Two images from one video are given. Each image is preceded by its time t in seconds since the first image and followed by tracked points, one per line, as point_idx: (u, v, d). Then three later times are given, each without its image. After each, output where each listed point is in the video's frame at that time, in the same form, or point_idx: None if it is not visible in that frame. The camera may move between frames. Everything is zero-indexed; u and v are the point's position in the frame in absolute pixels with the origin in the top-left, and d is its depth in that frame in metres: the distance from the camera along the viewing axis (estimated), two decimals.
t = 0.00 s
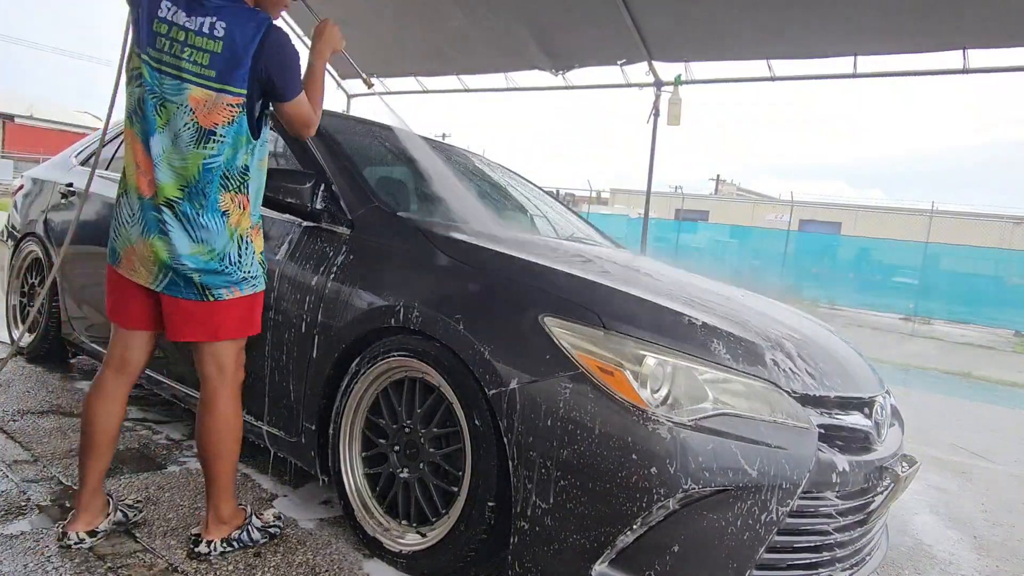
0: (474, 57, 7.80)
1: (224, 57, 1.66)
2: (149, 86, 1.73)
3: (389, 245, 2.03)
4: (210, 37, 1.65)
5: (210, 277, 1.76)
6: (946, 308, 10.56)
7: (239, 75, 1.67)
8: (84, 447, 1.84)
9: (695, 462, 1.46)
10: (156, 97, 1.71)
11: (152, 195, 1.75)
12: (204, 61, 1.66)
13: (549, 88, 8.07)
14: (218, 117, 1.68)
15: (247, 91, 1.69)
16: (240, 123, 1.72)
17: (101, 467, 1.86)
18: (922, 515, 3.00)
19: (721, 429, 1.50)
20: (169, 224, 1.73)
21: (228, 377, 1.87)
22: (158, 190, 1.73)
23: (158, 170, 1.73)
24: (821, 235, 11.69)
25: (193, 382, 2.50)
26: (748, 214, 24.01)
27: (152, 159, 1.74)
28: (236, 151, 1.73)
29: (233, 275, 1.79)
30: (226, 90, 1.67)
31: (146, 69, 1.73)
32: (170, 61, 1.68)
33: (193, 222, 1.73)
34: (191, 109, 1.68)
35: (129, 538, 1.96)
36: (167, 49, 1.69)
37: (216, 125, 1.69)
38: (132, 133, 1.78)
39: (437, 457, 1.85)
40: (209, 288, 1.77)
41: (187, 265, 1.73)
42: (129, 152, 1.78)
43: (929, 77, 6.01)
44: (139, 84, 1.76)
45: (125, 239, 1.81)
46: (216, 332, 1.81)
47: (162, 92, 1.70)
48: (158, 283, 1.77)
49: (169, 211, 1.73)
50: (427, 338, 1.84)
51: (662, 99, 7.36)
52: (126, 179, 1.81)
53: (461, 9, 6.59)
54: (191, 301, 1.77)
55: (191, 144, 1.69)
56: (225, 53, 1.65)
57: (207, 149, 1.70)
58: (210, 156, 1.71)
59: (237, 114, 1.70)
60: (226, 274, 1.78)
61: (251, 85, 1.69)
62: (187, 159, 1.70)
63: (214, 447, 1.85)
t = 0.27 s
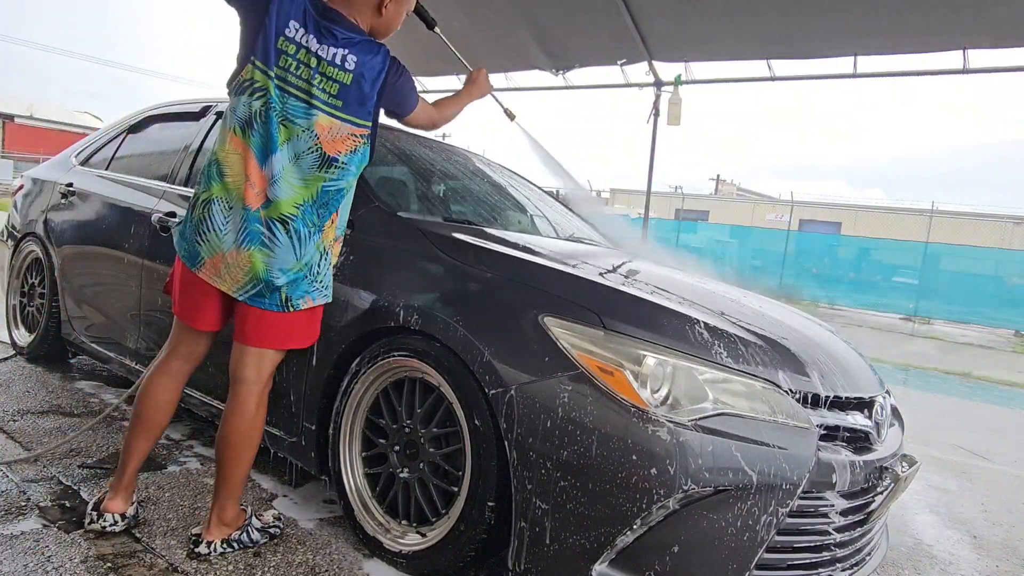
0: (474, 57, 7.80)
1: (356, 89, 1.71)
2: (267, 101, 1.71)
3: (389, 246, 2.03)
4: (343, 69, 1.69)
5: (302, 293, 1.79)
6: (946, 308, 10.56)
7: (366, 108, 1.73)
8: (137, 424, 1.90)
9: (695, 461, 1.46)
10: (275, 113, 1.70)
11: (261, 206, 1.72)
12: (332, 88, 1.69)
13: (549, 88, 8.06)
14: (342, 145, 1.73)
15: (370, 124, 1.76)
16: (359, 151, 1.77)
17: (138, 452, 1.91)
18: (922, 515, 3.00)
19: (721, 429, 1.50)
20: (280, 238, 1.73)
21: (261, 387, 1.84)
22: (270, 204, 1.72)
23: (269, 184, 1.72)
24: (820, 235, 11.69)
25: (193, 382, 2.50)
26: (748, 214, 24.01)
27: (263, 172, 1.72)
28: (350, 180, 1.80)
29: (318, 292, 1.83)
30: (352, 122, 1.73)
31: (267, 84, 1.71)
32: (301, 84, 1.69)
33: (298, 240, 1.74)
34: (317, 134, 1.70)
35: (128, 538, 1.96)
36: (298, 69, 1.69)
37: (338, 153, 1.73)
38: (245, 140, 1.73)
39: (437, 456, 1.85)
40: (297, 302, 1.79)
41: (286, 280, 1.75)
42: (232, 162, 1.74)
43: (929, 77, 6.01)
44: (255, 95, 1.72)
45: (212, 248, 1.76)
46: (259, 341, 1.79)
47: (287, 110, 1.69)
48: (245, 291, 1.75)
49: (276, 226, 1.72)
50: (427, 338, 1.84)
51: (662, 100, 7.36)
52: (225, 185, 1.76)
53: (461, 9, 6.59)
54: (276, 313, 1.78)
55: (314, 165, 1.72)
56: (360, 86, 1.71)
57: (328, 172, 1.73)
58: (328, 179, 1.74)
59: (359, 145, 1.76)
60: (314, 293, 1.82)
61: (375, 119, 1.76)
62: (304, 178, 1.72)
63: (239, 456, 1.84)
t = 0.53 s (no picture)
0: (474, 57, 7.81)
1: (266, 66, 1.62)
2: (192, 88, 1.70)
3: (389, 245, 2.03)
4: (252, 45, 1.62)
5: (253, 284, 1.73)
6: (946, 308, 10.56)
7: (280, 86, 1.63)
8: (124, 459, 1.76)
9: (695, 461, 1.46)
10: (199, 100, 1.69)
11: (202, 195, 1.70)
12: (245, 66, 1.63)
13: (549, 88, 8.06)
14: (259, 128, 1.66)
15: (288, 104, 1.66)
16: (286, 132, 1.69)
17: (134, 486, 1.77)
18: (922, 515, 3.00)
19: (721, 429, 1.50)
20: (221, 226, 1.69)
21: (247, 389, 1.86)
22: (209, 193, 1.70)
23: (206, 172, 1.71)
24: (821, 235, 11.69)
25: (193, 382, 2.50)
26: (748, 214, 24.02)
27: (200, 160, 1.71)
28: (279, 163, 1.72)
29: (274, 284, 1.77)
30: (268, 102, 1.64)
31: (189, 71, 1.71)
32: (213, 65, 1.65)
33: (240, 228, 1.70)
34: (233, 116, 1.65)
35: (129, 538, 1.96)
36: (213, 51, 1.66)
37: (256, 136, 1.67)
38: (182, 131, 1.74)
39: (437, 456, 1.85)
40: (251, 293, 1.74)
41: (236, 269, 1.71)
42: (176, 154, 1.75)
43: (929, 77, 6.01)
44: (184, 84, 1.73)
45: (165, 243, 1.75)
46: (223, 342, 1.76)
47: (206, 94, 1.67)
48: (200, 285, 1.71)
49: (214, 215, 1.69)
50: (427, 338, 1.84)
51: (662, 100, 7.36)
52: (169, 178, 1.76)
53: (461, 10, 6.59)
54: (233, 307, 1.74)
55: (236, 148, 1.67)
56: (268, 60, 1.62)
57: (249, 157, 1.68)
58: (250, 164, 1.68)
59: (279, 126, 1.67)
60: (271, 283, 1.76)
61: (293, 98, 1.65)
62: (232, 163, 1.68)
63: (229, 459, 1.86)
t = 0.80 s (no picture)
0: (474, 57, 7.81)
1: (397, 82, 1.66)
2: (307, 96, 1.67)
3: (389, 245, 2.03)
4: (383, 60, 1.64)
5: (342, 297, 1.71)
6: (946, 308, 10.56)
7: (408, 103, 1.69)
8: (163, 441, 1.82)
9: (694, 461, 1.46)
10: (314, 107, 1.66)
11: (303, 205, 1.67)
12: (371, 78, 1.65)
13: (549, 88, 8.06)
14: (381, 140, 1.68)
15: (412, 122, 1.72)
16: (405, 149, 1.72)
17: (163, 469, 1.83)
18: (922, 515, 3.00)
19: (720, 429, 1.50)
20: (316, 238, 1.67)
21: (311, 402, 1.78)
22: (312, 204, 1.67)
23: (309, 182, 1.67)
24: (820, 235, 11.70)
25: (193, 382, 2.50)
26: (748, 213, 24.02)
27: (303, 170, 1.68)
28: (394, 176, 1.74)
29: (359, 297, 1.75)
30: (393, 117, 1.68)
31: (304, 78, 1.68)
32: (340, 76, 1.65)
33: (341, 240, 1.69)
34: (354, 128, 1.65)
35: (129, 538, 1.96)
36: (335, 62, 1.65)
37: (376, 149, 1.68)
38: (283, 137, 1.70)
39: (437, 456, 1.85)
40: (336, 305, 1.70)
41: (327, 281, 1.68)
42: (274, 161, 1.71)
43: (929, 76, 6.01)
44: (294, 89, 1.69)
45: (250, 251, 1.71)
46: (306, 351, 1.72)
47: (325, 105, 1.65)
48: (287, 296, 1.68)
49: (317, 224, 1.67)
50: (427, 338, 1.84)
51: (662, 100, 7.36)
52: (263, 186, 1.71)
53: (460, 10, 6.60)
54: (318, 319, 1.71)
55: (353, 160, 1.67)
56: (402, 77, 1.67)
57: (367, 169, 1.68)
58: (367, 176, 1.69)
59: (400, 141, 1.70)
60: (358, 295, 1.75)
61: (417, 116, 1.72)
62: (345, 176, 1.67)
63: (291, 471, 1.77)
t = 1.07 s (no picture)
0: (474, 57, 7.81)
1: (228, 54, 1.55)
2: (163, 83, 1.68)
3: (389, 246, 2.03)
4: (215, 32, 1.56)
5: (222, 289, 1.65)
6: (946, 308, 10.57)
7: (239, 73, 1.54)
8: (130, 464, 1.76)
9: (694, 461, 1.46)
10: (168, 94, 1.66)
11: (167, 194, 1.68)
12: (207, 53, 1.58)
13: (549, 88, 8.06)
14: (221, 119, 1.58)
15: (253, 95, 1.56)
16: (250, 125, 1.59)
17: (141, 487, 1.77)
18: (922, 515, 3.00)
19: (720, 429, 1.50)
20: (180, 226, 1.66)
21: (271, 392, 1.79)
22: (175, 191, 1.67)
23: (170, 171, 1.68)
24: (820, 235, 11.70)
25: (193, 382, 2.50)
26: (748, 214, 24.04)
27: (167, 159, 1.69)
28: (245, 156, 1.61)
29: (243, 289, 1.67)
30: (231, 92, 1.56)
31: (161, 64, 1.68)
32: (182, 56, 1.61)
33: (204, 228, 1.64)
34: (196, 109, 1.60)
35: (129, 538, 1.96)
36: (181, 42, 1.62)
37: (218, 128, 1.59)
38: (152, 129, 1.73)
39: (437, 456, 1.85)
40: (219, 298, 1.66)
41: (195, 271, 1.65)
42: (149, 153, 1.75)
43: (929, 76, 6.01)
44: (157, 80, 1.71)
45: (137, 245, 1.77)
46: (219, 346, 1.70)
47: (173, 88, 1.64)
48: (167, 288, 1.69)
49: (178, 213, 1.66)
50: (427, 338, 1.84)
51: (662, 100, 7.36)
52: (144, 178, 1.77)
53: (460, 9, 6.61)
54: (201, 310, 1.68)
55: (201, 143, 1.61)
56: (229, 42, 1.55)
57: (212, 150, 1.60)
58: (215, 159, 1.60)
59: (240, 118, 1.58)
60: (238, 287, 1.66)
61: (257, 86, 1.56)
62: (199, 159, 1.62)
63: (267, 476, 1.79)
